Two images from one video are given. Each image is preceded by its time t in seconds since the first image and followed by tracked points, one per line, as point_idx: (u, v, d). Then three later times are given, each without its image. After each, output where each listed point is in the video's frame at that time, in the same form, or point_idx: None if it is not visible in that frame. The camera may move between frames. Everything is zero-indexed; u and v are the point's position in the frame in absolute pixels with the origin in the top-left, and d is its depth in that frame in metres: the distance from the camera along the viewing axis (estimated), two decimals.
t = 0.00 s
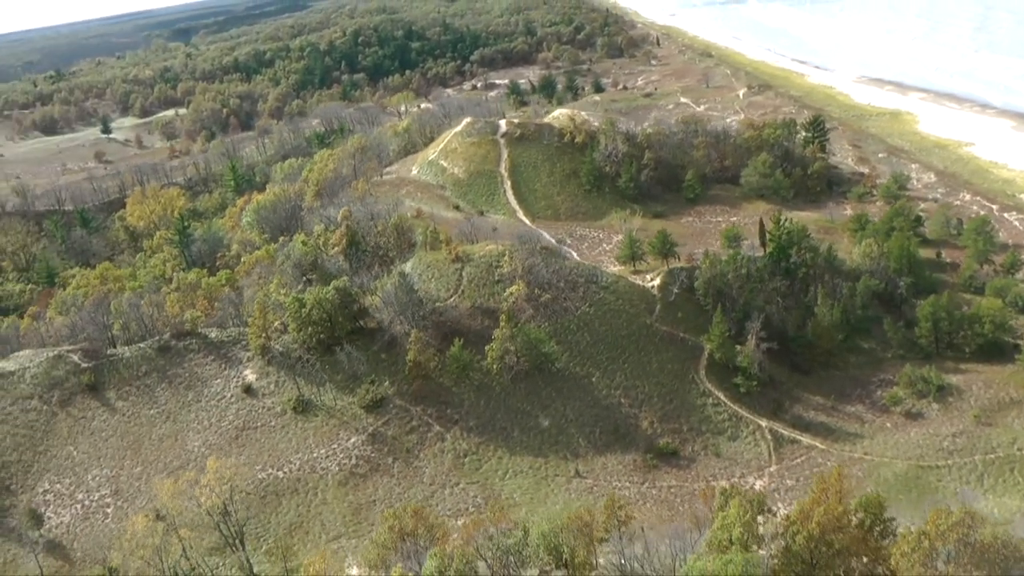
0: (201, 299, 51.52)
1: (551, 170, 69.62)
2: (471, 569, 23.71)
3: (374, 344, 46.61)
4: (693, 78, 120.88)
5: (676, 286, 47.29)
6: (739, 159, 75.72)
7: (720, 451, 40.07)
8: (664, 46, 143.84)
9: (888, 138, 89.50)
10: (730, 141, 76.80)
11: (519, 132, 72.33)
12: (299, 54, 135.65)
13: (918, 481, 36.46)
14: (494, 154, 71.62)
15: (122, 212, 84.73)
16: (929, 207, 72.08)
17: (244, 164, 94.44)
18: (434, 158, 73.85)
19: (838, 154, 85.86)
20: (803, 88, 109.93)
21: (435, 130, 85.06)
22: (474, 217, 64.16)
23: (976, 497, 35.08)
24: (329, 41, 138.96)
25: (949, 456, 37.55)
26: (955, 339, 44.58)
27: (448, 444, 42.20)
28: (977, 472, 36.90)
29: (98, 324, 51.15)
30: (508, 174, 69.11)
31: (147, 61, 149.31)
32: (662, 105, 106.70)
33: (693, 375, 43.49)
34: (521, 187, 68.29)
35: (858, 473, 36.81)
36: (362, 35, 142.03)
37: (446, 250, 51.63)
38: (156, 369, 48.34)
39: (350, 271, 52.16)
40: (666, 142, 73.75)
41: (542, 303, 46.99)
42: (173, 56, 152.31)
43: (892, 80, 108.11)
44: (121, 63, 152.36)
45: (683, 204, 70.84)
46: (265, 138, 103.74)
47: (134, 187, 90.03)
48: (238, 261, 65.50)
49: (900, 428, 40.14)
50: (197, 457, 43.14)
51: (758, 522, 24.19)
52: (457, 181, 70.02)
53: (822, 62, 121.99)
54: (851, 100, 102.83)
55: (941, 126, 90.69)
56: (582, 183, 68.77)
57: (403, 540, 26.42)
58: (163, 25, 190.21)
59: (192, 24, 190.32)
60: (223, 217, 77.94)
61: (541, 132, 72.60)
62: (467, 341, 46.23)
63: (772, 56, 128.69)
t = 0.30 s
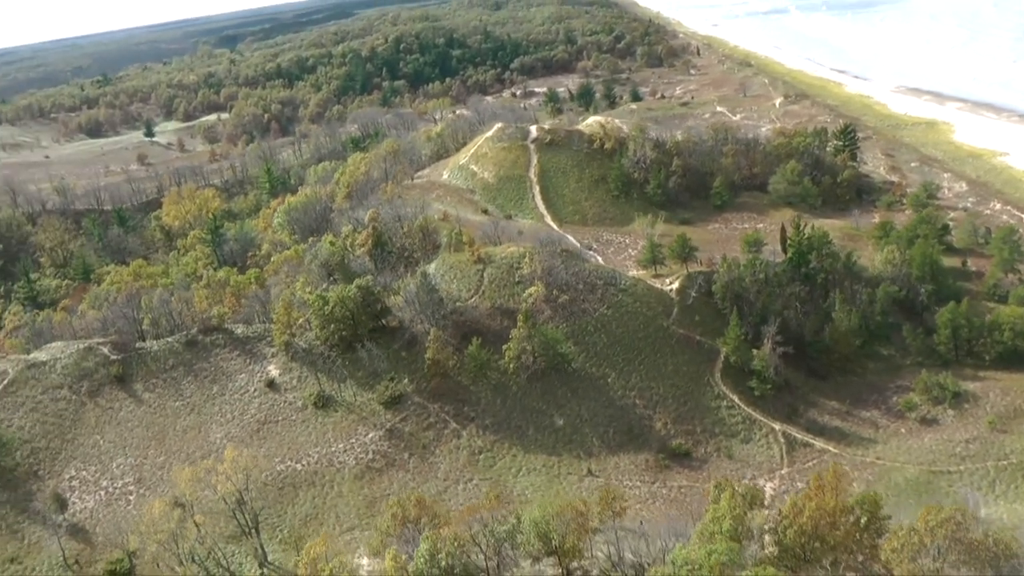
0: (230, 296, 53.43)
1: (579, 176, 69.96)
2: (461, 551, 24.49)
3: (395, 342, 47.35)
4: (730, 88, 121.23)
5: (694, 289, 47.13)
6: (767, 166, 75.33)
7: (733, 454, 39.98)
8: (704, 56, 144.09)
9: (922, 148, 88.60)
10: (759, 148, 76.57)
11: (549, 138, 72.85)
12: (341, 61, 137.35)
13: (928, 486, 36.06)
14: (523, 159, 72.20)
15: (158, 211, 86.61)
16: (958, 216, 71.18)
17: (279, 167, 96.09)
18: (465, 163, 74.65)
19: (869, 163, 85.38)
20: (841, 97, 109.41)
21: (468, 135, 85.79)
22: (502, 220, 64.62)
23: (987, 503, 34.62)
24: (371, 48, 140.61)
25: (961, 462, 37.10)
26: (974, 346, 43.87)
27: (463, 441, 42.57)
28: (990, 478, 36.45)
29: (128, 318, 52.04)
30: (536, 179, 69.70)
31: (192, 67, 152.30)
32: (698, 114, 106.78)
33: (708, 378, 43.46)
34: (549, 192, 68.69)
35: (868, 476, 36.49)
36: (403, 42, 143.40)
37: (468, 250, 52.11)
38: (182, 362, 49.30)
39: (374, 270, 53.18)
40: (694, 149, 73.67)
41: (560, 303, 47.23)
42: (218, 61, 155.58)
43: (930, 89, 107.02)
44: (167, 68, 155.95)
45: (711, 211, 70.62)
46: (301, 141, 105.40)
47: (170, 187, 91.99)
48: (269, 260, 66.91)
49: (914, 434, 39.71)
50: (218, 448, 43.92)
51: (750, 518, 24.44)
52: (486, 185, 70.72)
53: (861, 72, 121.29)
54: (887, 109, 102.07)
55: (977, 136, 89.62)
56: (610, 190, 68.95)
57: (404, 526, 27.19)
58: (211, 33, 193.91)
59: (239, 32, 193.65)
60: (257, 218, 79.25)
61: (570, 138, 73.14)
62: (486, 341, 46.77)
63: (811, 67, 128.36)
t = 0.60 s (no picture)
0: (255, 298, 54.56)
1: (606, 187, 70.26)
2: (453, 540, 25.35)
3: (415, 345, 48.01)
4: (765, 103, 121.43)
5: (710, 297, 47.13)
6: (794, 178, 75.08)
7: (744, 460, 39.92)
8: (742, 71, 144.06)
9: (954, 163, 87.79)
10: (786, 161, 76.43)
11: (576, 149, 73.31)
12: (381, 72, 139.13)
13: (937, 497, 35.96)
14: (550, 168, 72.80)
15: (191, 216, 88.20)
16: (986, 231, 70.35)
17: (313, 174, 97.58)
18: (493, 172, 75.38)
19: (898, 178, 84.85)
20: (876, 112, 109.03)
21: (499, 145, 86.58)
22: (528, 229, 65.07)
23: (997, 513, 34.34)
24: (411, 59, 142.18)
25: (973, 473, 36.90)
26: (991, 359, 43.34)
27: (478, 442, 42.88)
28: (1001, 490, 36.12)
29: (156, 317, 53.01)
30: (563, 189, 70.18)
31: (233, 73, 152.37)
32: (732, 128, 106.80)
33: (722, 386, 43.49)
34: (575, 202, 69.10)
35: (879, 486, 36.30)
36: (443, 54, 144.71)
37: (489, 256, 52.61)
38: (206, 360, 50.18)
39: (396, 274, 53.70)
40: (720, 161, 73.66)
41: (576, 309, 47.50)
42: (260, 71, 158.49)
43: (966, 105, 106.05)
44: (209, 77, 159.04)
45: (736, 223, 70.49)
46: (336, 150, 106.98)
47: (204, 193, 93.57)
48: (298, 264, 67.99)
49: (927, 445, 39.41)
50: (238, 444, 44.66)
51: (739, 514, 24.71)
52: (514, 195, 71.46)
53: (897, 88, 120.72)
54: (921, 125, 101.41)
55: (1011, 153, 88.70)
56: (635, 201, 69.25)
57: (405, 518, 27.77)
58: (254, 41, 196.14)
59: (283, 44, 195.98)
60: (287, 224, 80.31)
61: (598, 149, 73.49)
62: (503, 345, 47.22)
63: (848, 82, 128.09)
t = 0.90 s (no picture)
0: (277, 301, 55.57)
1: (629, 198, 70.59)
2: (441, 528, 25.92)
3: (430, 348, 48.62)
4: (797, 119, 121.29)
5: (723, 307, 47.30)
6: (817, 193, 74.95)
7: (750, 468, 39.94)
8: (777, 88, 143.82)
9: (982, 182, 87.06)
10: (810, 176, 76.31)
11: (601, 160, 73.80)
12: (418, 84, 140.99)
13: (940, 508, 35.54)
14: (575, 179, 73.40)
15: (221, 221, 89.89)
16: (1009, 248, 69.64)
17: (343, 182, 99.01)
18: (519, 183, 76.12)
19: (924, 195, 84.37)
20: (908, 129, 108.58)
21: (528, 156, 87.41)
22: (552, 239, 65.58)
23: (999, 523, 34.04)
24: (448, 72, 143.78)
25: (977, 485, 36.47)
26: (1004, 374, 42.95)
27: (488, 445, 43.27)
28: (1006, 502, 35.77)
29: (179, 318, 54.21)
30: (587, 200, 70.67)
31: (271, 84, 155.55)
32: (763, 143, 106.78)
33: (731, 394, 43.56)
34: (598, 213, 69.53)
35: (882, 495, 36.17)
36: (479, 67, 146.14)
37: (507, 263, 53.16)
38: (227, 360, 51.06)
39: (416, 279, 54.26)
40: (743, 175, 73.77)
41: (589, 316, 47.85)
42: (298, 82, 161.36)
43: (999, 124, 105.13)
44: (247, 87, 162.20)
45: (758, 236, 70.44)
46: (368, 160, 108.39)
47: (234, 199, 95.18)
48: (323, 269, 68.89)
49: (934, 457, 39.20)
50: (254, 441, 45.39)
51: (724, 515, 24.96)
52: (538, 205, 72.37)
53: (931, 106, 120.12)
54: (952, 142, 100.75)
55: None
56: (658, 213, 69.49)
57: (401, 510, 28.40)
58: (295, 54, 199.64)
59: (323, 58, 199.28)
60: (314, 230, 81.53)
61: (623, 161, 73.91)
62: (516, 350, 47.65)
63: (881, 99, 127.69)
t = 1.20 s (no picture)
0: (297, 303, 56.60)
1: (650, 209, 70.93)
2: (431, 517, 26.63)
3: (443, 351, 49.27)
4: (826, 134, 120.96)
5: (733, 315, 47.53)
6: (838, 206, 74.80)
7: (753, 473, 40.05)
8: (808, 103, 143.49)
9: (1008, 198, 86.27)
10: (832, 189, 76.15)
11: (623, 171, 74.35)
12: (451, 95, 142.65)
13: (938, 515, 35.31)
14: (597, 189, 73.99)
15: (248, 227, 91.29)
16: None
17: (370, 190, 100.40)
18: (543, 193, 76.91)
19: (947, 210, 83.85)
20: (937, 145, 108.03)
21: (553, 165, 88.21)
22: (573, 248, 66.11)
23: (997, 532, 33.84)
24: (482, 84, 145.21)
25: (977, 494, 36.27)
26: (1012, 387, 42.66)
27: (497, 447, 43.71)
28: (1006, 512, 35.51)
29: (201, 319, 55.43)
30: (609, 210, 71.19)
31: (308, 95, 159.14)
32: (792, 157, 106.69)
33: (738, 401, 43.71)
34: (619, 223, 69.98)
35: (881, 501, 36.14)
36: (512, 79, 147.41)
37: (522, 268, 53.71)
38: (246, 360, 51.95)
39: (433, 284, 54.96)
40: (764, 187, 73.86)
41: (600, 322, 48.24)
42: (334, 93, 164.38)
43: None
44: (284, 99, 165.95)
45: (777, 247, 70.35)
46: (397, 168, 109.73)
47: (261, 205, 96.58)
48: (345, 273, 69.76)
49: (937, 466, 39.10)
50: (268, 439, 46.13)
51: (707, 509, 25.23)
52: (559, 214, 73.08)
53: (963, 121, 119.32)
54: (981, 158, 100.02)
55: None
56: (679, 223, 69.81)
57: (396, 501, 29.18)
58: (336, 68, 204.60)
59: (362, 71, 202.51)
60: (338, 236, 82.54)
61: (645, 172, 74.36)
62: (528, 354, 48.10)
63: (912, 115, 127.18)
